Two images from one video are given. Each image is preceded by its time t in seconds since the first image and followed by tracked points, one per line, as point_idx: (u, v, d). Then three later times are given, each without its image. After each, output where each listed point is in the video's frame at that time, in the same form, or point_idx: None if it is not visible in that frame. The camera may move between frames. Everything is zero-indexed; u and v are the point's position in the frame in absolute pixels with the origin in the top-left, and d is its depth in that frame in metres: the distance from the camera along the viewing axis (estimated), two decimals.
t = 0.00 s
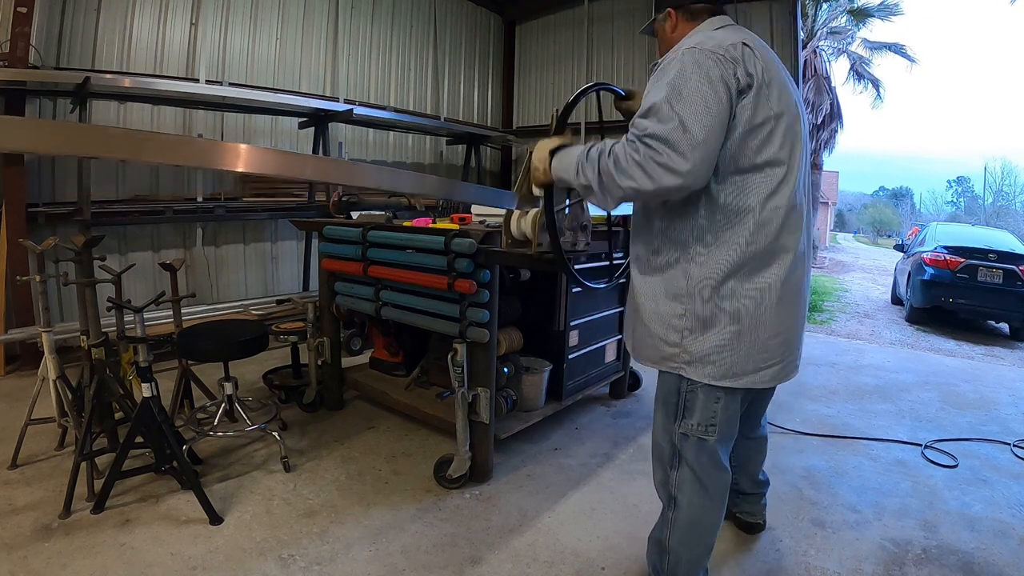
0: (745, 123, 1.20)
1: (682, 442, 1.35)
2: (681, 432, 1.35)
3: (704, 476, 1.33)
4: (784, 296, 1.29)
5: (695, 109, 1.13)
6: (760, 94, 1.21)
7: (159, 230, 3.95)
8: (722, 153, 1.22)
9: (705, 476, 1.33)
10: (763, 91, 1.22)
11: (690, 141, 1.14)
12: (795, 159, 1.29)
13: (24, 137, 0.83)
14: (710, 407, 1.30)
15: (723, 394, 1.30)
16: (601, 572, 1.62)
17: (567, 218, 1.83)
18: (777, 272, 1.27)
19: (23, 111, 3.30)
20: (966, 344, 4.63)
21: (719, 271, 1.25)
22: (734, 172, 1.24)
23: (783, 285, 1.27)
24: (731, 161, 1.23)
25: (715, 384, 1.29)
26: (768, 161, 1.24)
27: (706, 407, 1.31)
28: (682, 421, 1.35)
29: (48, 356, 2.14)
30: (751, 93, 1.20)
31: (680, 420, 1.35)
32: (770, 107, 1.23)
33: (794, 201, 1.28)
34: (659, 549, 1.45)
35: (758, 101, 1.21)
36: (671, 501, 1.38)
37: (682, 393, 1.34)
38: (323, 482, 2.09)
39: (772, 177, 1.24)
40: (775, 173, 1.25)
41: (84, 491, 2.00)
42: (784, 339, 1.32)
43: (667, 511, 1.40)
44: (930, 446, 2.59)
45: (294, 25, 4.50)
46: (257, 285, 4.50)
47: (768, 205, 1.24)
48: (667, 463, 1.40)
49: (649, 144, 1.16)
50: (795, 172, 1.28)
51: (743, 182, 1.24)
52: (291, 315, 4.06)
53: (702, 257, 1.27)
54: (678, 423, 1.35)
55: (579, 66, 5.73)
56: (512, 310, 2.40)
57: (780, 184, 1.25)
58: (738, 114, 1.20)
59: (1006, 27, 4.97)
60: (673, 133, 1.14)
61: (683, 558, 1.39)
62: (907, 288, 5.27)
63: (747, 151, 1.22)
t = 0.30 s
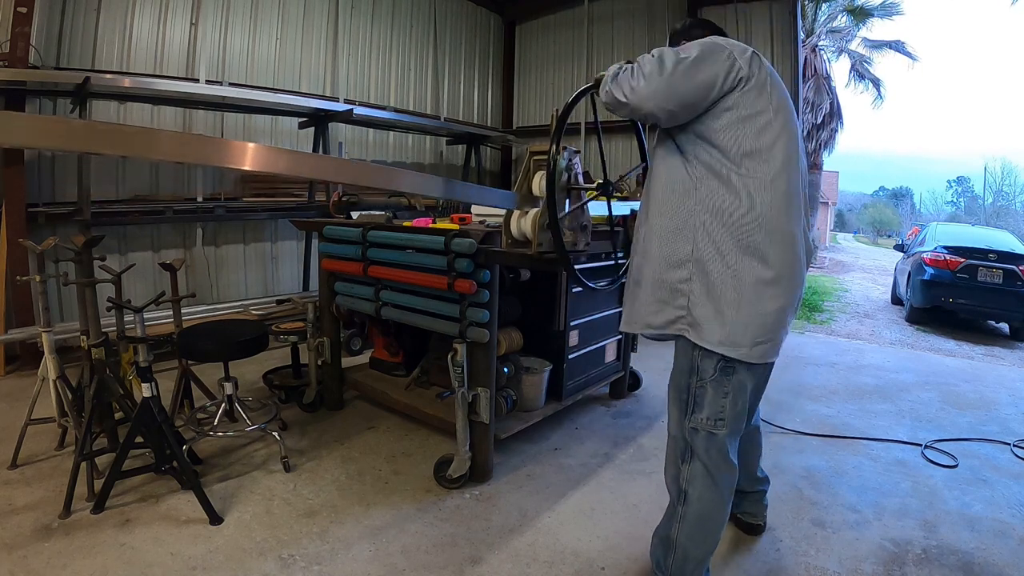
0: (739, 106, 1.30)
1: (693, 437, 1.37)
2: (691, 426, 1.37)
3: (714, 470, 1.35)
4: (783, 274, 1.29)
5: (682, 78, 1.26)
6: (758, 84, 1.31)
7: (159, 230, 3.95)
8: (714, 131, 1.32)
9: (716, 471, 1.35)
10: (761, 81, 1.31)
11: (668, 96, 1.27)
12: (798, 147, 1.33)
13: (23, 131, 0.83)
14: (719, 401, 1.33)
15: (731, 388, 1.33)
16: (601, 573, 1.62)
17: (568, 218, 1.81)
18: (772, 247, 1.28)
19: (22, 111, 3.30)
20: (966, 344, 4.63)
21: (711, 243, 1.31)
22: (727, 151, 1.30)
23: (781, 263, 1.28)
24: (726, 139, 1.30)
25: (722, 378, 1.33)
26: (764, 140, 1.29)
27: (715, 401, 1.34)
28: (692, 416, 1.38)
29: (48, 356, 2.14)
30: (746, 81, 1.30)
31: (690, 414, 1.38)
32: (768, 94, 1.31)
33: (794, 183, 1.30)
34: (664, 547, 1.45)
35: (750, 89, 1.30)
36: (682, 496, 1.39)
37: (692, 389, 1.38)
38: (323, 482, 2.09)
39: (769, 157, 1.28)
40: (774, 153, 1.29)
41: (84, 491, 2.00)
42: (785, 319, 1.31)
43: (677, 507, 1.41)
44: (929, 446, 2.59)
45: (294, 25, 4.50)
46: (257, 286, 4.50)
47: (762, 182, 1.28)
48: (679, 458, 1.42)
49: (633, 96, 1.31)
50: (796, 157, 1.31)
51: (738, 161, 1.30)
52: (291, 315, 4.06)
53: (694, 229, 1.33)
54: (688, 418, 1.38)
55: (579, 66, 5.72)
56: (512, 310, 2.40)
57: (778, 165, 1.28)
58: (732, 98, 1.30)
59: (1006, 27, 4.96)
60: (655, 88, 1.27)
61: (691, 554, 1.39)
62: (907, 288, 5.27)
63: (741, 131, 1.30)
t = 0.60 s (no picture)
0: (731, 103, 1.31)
1: (688, 436, 1.38)
2: (687, 425, 1.38)
3: (710, 470, 1.35)
4: (774, 269, 1.28)
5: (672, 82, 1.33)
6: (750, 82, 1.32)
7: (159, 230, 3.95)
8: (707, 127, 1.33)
9: (711, 470, 1.35)
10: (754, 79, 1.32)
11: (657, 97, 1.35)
12: (795, 144, 1.32)
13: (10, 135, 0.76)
14: (715, 401, 1.34)
15: (727, 389, 1.33)
16: (601, 572, 1.62)
17: (567, 217, 1.81)
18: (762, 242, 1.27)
19: (22, 111, 3.30)
20: (966, 344, 4.63)
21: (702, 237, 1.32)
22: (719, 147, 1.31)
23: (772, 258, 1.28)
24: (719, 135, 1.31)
25: (718, 378, 1.33)
26: (755, 138, 1.29)
27: (711, 401, 1.34)
28: (687, 415, 1.39)
29: (48, 356, 2.14)
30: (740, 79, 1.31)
31: (686, 414, 1.39)
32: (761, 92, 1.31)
33: (788, 179, 1.29)
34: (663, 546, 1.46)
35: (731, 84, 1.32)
36: (678, 495, 1.40)
37: (688, 388, 1.39)
38: (323, 482, 2.09)
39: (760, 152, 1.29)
40: (765, 149, 1.29)
41: (84, 491, 2.00)
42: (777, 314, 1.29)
43: (674, 506, 1.41)
44: (930, 446, 2.59)
45: (294, 25, 4.50)
46: (257, 285, 4.50)
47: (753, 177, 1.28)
48: (676, 457, 1.42)
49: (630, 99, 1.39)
50: (791, 152, 1.31)
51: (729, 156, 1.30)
52: (291, 315, 4.06)
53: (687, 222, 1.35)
54: (684, 417, 1.39)
55: (579, 66, 5.72)
56: (512, 310, 2.40)
57: (771, 162, 1.28)
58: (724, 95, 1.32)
59: (1006, 27, 4.97)
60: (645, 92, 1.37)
61: (688, 554, 1.39)
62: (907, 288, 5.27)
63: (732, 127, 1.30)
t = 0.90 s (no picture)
0: (717, 120, 1.28)
1: (672, 436, 1.38)
2: (670, 425, 1.38)
3: (695, 469, 1.35)
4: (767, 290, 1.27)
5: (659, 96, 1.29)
6: (736, 95, 1.27)
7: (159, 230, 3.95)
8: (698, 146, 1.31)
9: (697, 470, 1.35)
10: (741, 92, 1.27)
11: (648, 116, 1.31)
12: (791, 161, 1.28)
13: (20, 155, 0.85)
14: (698, 402, 1.34)
15: (711, 389, 1.33)
16: (601, 572, 1.62)
17: (567, 216, 1.81)
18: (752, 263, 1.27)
19: (22, 111, 3.30)
20: (966, 344, 4.63)
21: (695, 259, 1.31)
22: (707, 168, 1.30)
23: (763, 280, 1.27)
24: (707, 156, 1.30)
25: (703, 379, 1.32)
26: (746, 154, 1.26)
27: (694, 401, 1.34)
28: (671, 415, 1.39)
29: (48, 356, 2.14)
30: (727, 93, 1.28)
31: (670, 413, 1.39)
32: (748, 105, 1.27)
33: (782, 197, 1.26)
34: (658, 546, 1.46)
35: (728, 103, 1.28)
36: (665, 495, 1.40)
37: (672, 388, 1.39)
38: (323, 482, 2.09)
39: (752, 170, 1.26)
40: (756, 165, 1.26)
41: (84, 491, 2.00)
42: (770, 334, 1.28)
43: (663, 506, 1.41)
44: (929, 446, 2.59)
45: (294, 25, 4.50)
46: (257, 285, 4.50)
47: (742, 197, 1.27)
48: (662, 457, 1.43)
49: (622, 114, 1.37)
50: (785, 167, 1.26)
51: (719, 178, 1.29)
52: (291, 315, 4.06)
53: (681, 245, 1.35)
54: (668, 416, 1.40)
55: (579, 66, 5.73)
56: (512, 310, 2.40)
57: (763, 181, 1.26)
58: (712, 109, 1.29)
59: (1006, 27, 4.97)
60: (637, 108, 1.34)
61: (679, 553, 1.39)
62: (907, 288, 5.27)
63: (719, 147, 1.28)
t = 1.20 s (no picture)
0: (718, 123, 1.27)
1: (662, 435, 1.40)
2: (660, 425, 1.41)
3: (685, 468, 1.36)
4: (762, 295, 1.29)
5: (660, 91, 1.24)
6: (735, 99, 1.27)
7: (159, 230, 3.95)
8: (694, 149, 1.30)
9: (687, 469, 1.36)
10: (740, 96, 1.27)
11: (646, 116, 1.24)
12: (787, 164, 1.28)
13: (20, 151, 0.87)
14: (688, 403, 1.35)
15: (701, 391, 1.34)
16: (601, 572, 1.62)
17: (568, 216, 1.81)
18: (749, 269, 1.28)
19: (22, 111, 3.30)
20: (966, 344, 4.63)
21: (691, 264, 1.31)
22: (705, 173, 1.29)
23: (758, 285, 1.28)
24: (704, 159, 1.29)
25: (693, 380, 1.34)
26: (745, 159, 1.26)
27: (683, 402, 1.36)
28: (661, 414, 1.41)
29: (48, 356, 2.14)
30: (727, 97, 1.26)
31: (659, 413, 1.41)
32: (748, 109, 1.27)
33: (780, 203, 1.27)
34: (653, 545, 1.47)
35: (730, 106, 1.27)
36: (657, 493, 1.41)
37: (663, 388, 1.41)
38: (323, 482, 2.09)
39: (751, 175, 1.26)
40: (755, 171, 1.26)
41: (84, 491, 2.00)
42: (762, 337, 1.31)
43: (655, 505, 1.42)
44: (929, 446, 2.59)
45: (294, 25, 4.50)
46: (257, 285, 4.50)
47: (740, 203, 1.27)
48: (654, 456, 1.45)
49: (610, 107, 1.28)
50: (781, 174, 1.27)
51: (717, 182, 1.28)
52: (291, 315, 4.06)
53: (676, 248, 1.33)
54: (658, 416, 1.41)
55: (579, 65, 5.73)
56: (512, 310, 2.40)
57: (760, 183, 1.26)
58: (711, 111, 1.27)
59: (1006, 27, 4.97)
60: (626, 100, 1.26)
61: (674, 552, 1.40)
62: (907, 287, 5.27)
63: (718, 150, 1.28)
